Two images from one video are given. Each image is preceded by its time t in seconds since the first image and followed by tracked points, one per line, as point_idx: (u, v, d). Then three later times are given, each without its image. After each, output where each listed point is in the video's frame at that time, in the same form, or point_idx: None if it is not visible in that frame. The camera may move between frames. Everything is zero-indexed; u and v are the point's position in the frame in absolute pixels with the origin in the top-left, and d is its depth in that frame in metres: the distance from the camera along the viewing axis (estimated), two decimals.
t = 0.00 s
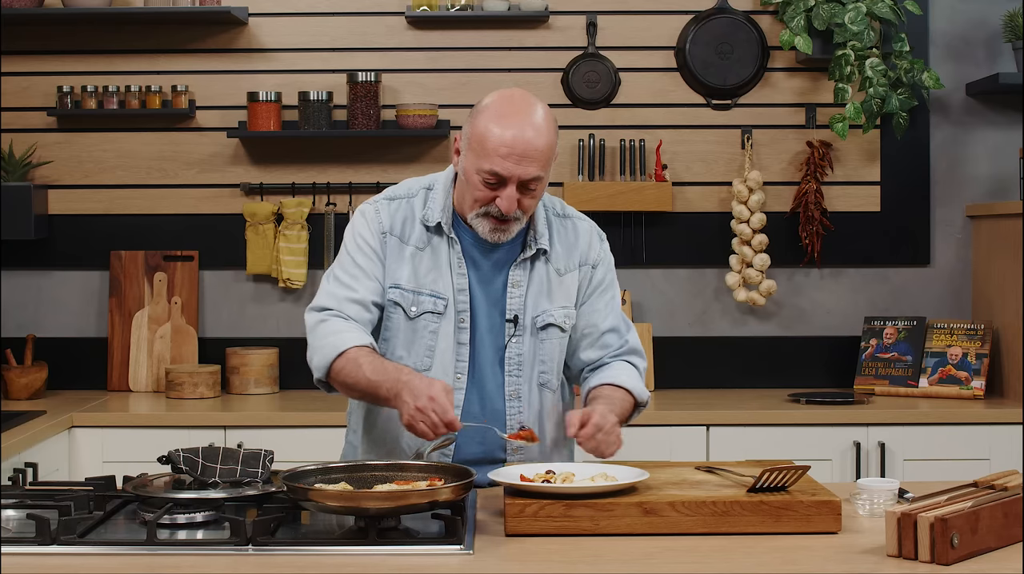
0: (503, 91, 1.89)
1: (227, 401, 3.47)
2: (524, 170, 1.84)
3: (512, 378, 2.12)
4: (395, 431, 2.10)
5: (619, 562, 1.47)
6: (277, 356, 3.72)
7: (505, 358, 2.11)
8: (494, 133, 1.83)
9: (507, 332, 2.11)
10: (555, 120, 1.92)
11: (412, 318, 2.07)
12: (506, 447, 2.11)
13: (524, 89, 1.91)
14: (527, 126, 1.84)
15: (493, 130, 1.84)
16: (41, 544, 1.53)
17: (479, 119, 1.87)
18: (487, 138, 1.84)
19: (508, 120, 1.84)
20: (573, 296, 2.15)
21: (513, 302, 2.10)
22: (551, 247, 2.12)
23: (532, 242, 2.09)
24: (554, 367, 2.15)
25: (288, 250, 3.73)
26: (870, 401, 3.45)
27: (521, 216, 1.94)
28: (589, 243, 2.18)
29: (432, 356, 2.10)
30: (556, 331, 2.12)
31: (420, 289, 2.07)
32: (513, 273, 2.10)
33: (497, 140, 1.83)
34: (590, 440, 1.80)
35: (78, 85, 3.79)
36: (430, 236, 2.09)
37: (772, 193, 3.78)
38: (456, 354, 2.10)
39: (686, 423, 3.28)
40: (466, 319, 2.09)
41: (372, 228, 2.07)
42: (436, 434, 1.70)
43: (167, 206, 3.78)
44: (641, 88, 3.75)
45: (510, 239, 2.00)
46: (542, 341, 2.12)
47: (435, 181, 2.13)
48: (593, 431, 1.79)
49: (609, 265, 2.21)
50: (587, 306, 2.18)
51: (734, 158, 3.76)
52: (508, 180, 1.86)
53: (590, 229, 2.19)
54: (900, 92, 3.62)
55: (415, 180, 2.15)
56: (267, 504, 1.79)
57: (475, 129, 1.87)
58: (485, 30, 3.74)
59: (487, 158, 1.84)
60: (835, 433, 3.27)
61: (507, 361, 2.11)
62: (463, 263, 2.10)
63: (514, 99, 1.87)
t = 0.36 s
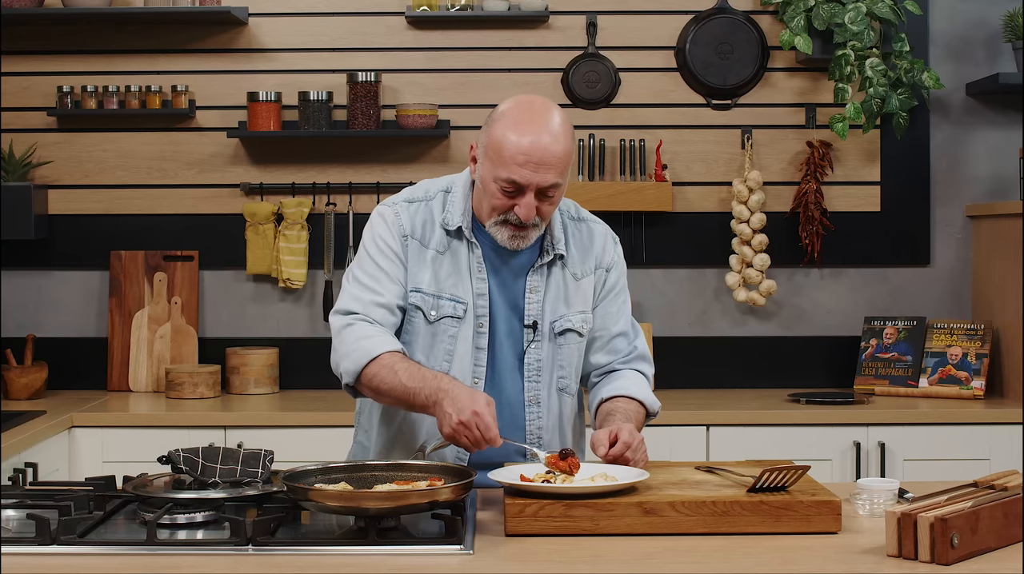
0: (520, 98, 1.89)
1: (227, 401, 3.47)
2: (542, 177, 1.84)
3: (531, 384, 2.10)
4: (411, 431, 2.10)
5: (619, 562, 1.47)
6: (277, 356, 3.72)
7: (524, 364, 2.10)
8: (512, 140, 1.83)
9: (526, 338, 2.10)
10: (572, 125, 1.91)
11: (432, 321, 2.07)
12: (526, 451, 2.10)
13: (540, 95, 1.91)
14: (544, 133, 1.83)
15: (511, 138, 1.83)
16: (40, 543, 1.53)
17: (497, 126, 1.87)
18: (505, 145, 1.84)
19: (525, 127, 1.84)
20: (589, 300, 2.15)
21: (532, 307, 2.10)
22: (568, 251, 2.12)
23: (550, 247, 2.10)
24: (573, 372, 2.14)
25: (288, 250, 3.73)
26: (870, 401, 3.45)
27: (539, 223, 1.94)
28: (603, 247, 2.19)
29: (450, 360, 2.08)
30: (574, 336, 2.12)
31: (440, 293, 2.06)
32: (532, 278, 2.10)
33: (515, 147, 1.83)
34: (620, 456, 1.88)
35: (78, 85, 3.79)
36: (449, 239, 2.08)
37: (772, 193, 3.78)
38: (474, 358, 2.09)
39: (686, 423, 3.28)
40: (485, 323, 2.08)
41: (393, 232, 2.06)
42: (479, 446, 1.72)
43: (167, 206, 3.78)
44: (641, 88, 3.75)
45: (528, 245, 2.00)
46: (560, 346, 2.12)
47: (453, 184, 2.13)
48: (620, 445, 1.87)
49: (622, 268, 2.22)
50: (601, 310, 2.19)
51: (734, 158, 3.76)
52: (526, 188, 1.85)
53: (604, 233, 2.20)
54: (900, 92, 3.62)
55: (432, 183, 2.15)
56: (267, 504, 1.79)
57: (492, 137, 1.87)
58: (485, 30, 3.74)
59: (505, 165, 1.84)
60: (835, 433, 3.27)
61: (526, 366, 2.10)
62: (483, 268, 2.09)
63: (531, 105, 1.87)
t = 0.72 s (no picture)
0: (524, 101, 1.88)
1: (227, 401, 3.47)
2: (544, 181, 1.83)
3: (535, 386, 2.10)
4: (413, 431, 2.10)
5: (619, 562, 1.47)
6: (277, 357, 3.72)
7: (527, 366, 2.10)
8: (515, 144, 1.83)
9: (530, 340, 2.10)
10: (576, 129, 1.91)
11: (434, 323, 2.07)
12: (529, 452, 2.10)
13: (545, 98, 1.91)
14: (548, 137, 1.83)
15: (514, 141, 1.83)
16: (40, 543, 1.53)
17: (501, 129, 1.87)
18: (508, 149, 1.84)
19: (529, 130, 1.84)
20: (594, 303, 2.15)
21: (536, 309, 2.10)
22: (573, 254, 2.12)
23: (554, 249, 2.10)
24: (577, 375, 2.15)
25: (288, 250, 3.73)
26: (870, 401, 3.45)
27: (541, 227, 1.94)
28: (609, 249, 2.19)
29: (453, 362, 2.09)
30: (578, 338, 2.12)
31: (443, 295, 2.06)
32: (537, 280, 2.10)
33: (518, 150, 1.82)
34: (620, 456, 1.88)
35: (78, 85, 3.79)
36: (454, 241, 2.08)
37: (772, 193, 3.78)
38: (477, 360, 2.09)
39: (686, 423, 3.28)
40: (489, 325, 2.08)
41: (397, 232, 2.06)
42: (477, 447, 1.72)
43: (167, 206, 3.78)
44: (641, 88, 3.75)
45: (531, 249, 2.00)
46: (564, 349, 2.12)
47: (458, 185, 2.13)
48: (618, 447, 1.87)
49: (627, 270, 2.22)
50: (606, 313, 2.19)
51: (734, 158, 3.76)
52: (529, 192, 1.85)
53: (609, 235, 2.20)
54: (900, 92, 3.62)
55: (437, 184, 2.15)
56: (268, 504, 1.79)
57: (496, 140, 1.87)
58: (485, 30, 3.74)
59: (509, 169, 1.84)
60: (835, 433, 3.27)
61: (530, 369, 2.10)
62: (486, 269, 2.09)
63: (535, 109, 1.87)
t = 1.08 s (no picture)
0: (523, 101, 1.88)
1: (227, 401, 3.47)
2: (543, 181, 1.84)
3: (535, 386, 2.10)
4: (413, 431, 2.10)
5: (619, 562, 1.47)
6: (278, 357, 3.72)
7: (528, 366, 2.10)
8: (514, 144, 1.83)
9: (530, 340, 2.10)
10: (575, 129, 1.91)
11: (434, 322, 2.07)
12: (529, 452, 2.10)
13: (543, 98, 1.91)
14: (547, 137, 1.83)
15: (513, 141, 1.83)
16: (40, 544, 1.53)
17: (500, 129, 1.87)
18: (507, 149, 1.83)
19: (528, 130, 1.84)
20: (594, 303, 2.15)
21: (537, 309, 2.10)
22: (573, 253, 2.12)
23: (554, 248, 2.10)
24: (577, 375, 2.15)
25: (288, 250, 3.73)
26: (870, 401, 3.45)
27: (540, 227, 1.94)
28: (608, 249, 2.19)
29: (452, 361, 2.09)
30: (578, 338, 2.12)
31: (442, 294, 2.06)
32: (536, 280, 2.10)
33: (517, 150, 1.82)
34: (621, 457, 1.88)
35: (78, 85, 3.79)
36: (453, 240, 2.08)
37: (772, 193, 3.78)
38: (476, 359, 2.09)
39: (686, 423, 3.28)
40: (488, 324, 2.08)
41: (396, 232, 2.07)
42: (478, 445, 1.72)
43: (167, 206, 3.78)
44: (641, 88, 3.75)
45: (530, 249, 2.00)
46: (564, 348, 2.12)
47: (458, 184, 2.13)
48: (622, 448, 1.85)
49: (626, 270, 2.22)
50: (606, 313, 2.19)
51: (734, 158, 3.76)
52: (528, 192, 1.85)
53: (608, 235, 2.20)
54: (900, 92, 3.62)
55: (436, 183, 2.15)
56: (268, 504, 1.79)
57: (495, 140, 1.87)
58: (485, 30, 3.74)
59: (507, 169, 1.84)
60: (835, 433, 3.27)
61: (530, 369, 2.10)
62: (486, 268, 2.09)
63: (534, 109, 1.87)
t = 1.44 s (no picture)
0: (523, 100, 1.89)
1: (227, 401, 3.47)
2: (543, 181, 1.83)
3: (536, 385, 2.10)
4: (412, 431, 2.10)
5: (619, 562, 1.47)
6: (278, 357, 3.72)
7: (528, 366, 2.10)
8: (513, 143, 1.83)
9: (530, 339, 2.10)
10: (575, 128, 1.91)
11: (433, 322, 2.07)
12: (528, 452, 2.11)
13: (544, 98, 1.91)
14: (547, 136, 1.83)
15: (513, 140, 1.83)
16: (40, 543, 1.53)
17: (500, 129, 1.87)
18: (508, 147, 1.83)
19: (528, 129, 1.84)
20: (594, 302, 2.15)
21: (537, 308, 2.09)
22: (573, 253, 2.12)
23: (555, 248, 2.09)
24: (577, 374, 2.14)
25: (289, 250, 3.73)
26: (870, 401, 3.45)
27: (541, 226, 1.93)
28: (609, 249, 2.18)
29: (452, 360, 2.09)
30: (578, 338, 2.12)
31: (441, 293, 2.06)
32: (537, 279, 2.10)
33: (517, 148, 1.82)
34: (621, 457, 1.88)
35: (79, 85, 3.79)
36: (452, 239, 2.08)
37: (772, 193, 3.78)
38: (476, 359, 2.09)
39: (686, 423, 3.28)
40: (488, 323, 2.08)
41: (395, 231, 2.07)
42: (476, 441, 1.71)
43: (168, 206, 3.78)
44: (641, 88, 3.75)
45: (530, 248, 2.00)
46: (564, 348, 2.12)
47: (458, 183, 2.13)
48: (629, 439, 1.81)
49: (627, 270, 2.22)
50: (607, 313, 2.19)
51: (734, 158, 3.76)
52: (527, 191, 1.85)
53: (609, 235, 2.20)
54: (900, 92, 3.62)
55: (436, 182, 2.15)
56: (268, 504, 1.79)
57: (495, 138, 1.87)
58: (485, 30, 3.74)
59: (507, 168, 1.84)
60: (835, 433, 3.27)
61: (530, 368, 2.10)
62: (485, 267, 2.08)
63: (534, 109, 1.87)
